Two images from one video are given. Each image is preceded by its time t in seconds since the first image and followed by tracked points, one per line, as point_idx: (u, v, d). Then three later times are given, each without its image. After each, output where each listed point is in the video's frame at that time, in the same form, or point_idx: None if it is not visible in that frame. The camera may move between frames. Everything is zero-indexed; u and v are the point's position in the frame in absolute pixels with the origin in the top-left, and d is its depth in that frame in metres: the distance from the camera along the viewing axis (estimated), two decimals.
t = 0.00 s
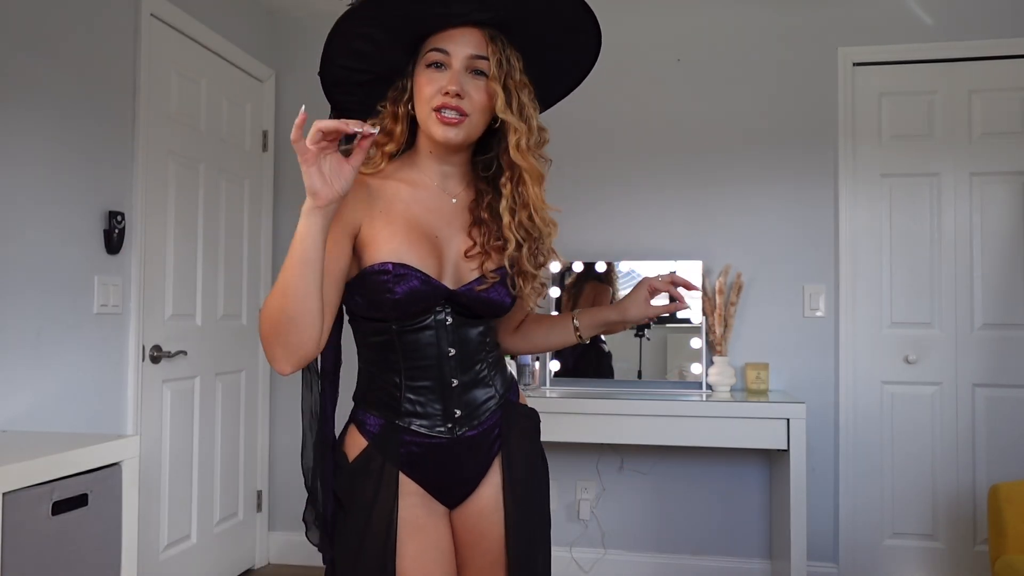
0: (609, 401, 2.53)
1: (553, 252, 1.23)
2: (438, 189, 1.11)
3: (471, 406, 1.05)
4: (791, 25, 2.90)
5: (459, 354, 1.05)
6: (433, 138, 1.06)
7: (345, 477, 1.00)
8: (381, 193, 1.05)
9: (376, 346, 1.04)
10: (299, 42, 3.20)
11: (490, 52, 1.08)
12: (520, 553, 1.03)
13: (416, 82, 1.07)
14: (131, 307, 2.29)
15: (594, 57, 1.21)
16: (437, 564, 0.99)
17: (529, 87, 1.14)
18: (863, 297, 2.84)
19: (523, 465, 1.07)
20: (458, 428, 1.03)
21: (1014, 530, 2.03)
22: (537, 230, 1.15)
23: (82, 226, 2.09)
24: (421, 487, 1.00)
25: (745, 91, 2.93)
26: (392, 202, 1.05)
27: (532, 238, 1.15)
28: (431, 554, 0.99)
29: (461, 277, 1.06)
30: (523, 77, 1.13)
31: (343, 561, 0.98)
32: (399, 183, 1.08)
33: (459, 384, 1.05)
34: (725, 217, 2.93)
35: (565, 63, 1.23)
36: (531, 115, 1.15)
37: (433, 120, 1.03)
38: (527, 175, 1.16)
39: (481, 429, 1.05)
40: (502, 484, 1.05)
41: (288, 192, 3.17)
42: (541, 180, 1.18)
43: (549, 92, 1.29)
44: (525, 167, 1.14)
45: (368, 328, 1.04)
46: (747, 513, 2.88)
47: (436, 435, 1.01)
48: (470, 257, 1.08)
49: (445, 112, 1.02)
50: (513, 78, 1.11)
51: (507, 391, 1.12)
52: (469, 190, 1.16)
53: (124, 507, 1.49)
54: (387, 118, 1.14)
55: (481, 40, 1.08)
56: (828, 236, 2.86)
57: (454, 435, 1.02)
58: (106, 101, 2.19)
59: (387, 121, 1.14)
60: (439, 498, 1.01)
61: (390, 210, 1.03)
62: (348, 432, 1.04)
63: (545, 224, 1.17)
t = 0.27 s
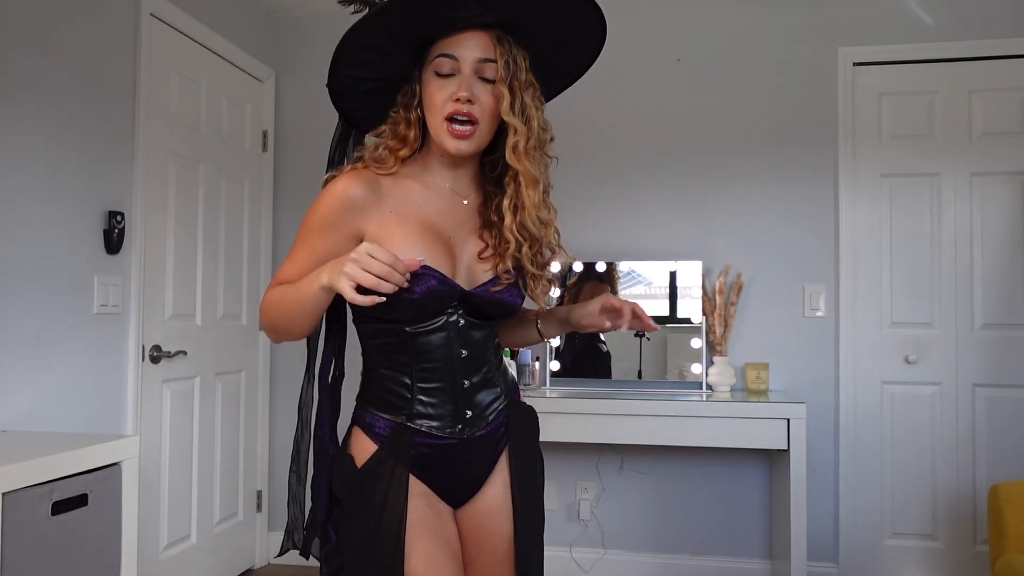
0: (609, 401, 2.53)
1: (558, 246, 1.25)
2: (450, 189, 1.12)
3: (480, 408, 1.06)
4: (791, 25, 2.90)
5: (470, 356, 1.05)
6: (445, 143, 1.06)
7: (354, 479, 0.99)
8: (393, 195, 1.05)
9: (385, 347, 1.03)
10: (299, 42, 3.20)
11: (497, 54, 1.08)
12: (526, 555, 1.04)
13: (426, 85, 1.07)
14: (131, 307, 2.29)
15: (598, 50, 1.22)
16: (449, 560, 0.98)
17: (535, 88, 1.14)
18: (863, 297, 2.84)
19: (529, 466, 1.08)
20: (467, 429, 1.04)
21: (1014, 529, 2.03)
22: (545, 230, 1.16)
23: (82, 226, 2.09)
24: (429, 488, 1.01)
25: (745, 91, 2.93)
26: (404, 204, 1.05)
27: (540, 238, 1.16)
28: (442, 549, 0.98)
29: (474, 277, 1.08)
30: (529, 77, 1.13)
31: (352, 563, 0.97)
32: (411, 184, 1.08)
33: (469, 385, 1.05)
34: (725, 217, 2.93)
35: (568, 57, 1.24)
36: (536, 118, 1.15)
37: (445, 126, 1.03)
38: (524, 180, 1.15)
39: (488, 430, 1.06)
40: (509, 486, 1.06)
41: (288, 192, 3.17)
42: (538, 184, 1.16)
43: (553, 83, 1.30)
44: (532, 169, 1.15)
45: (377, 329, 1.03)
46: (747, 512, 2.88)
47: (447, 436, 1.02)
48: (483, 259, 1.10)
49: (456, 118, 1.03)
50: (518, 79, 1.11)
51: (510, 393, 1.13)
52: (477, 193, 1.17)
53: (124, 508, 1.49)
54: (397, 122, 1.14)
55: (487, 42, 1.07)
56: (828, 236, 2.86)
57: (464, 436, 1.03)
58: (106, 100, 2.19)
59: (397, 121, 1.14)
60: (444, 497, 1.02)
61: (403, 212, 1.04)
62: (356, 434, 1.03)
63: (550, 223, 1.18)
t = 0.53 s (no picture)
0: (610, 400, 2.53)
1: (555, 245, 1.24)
2: (444, 186, 1.12)
3: (472, 401, 1.05)
4: (791, 25, 2.91)
5: (461, 348, 1.06)
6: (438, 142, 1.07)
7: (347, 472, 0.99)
8: (384, 189, 1.07)
9: (377, 340, 1.04)
10: (299, 41, 3.20)
11: (494, 57, 1.08)
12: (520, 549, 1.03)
13: (420, 84, 1.08)
14: (131, 307, 2.28)
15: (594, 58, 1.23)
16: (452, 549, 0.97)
17: (531, 90, 1.14)
18: (863, 297, 2.84)
19: (523, 461, 1.07)
20: (459, 423, 1.03)
21: (1014, 529, 2.03)
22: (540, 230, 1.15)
23: (82, 226, 2.09)
24: (422, 482, 1.00)
25: (745, 91, 2.93)
26: (396, 198, 1.07)
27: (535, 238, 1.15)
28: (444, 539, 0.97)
29: (465, 270, 1.07)
30: (525, 79, 1.13)
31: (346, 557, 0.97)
32: (404, 179, 1.10)
33: (461, 378, 1.05)
34: (725, 216, 2.93)
35: (563, 62, 1.25)
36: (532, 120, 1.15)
37: (438, 127, 1.04)
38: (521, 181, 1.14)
39: (481, 423, 1.05)
40: (501, 480, 1.06)
41: (288, 192, 3.17)
42: (536, 186, 1.15)
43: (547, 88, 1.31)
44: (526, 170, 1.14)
45: (369, 320, 1.04)
46: (747, 512, 2.88)
47: (438, 428, 1.01)
48: (475, 251, 1.09)
49: (450, 120, 1.03)
50: (514, 82, 1.11)
51: (506, 388, 1.12)
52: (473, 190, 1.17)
53: (124, 508, 1.49)
54: (393, 120, 1.14)
55: (484, 45, 1.07)
56: (828, 235, 2.86)
57: (455, 430, 1.02)
58: (106, 100, 2.19)
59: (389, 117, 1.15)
60: (441, 494, 1.02)
61: (394, 205, 1.06)
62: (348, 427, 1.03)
63: (548, 223, 1.17)
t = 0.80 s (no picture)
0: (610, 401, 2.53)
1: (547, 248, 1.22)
2: (431, 186, 1.13)
3: (461, 397, 1.05)
4: (791, 25, 2.90)
5: (448, 346, 1.06)
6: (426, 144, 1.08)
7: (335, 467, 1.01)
8: (373, 188, 1.09)
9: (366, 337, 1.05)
10: (299, 41, 3.20)
11: (481, 61, 1.08)
12: (509, 547, 1.02)
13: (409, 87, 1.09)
14: (130, 307, 2.29)
15: (585, 62, 1.24)
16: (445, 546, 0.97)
17: (520, 93, 1.14)
18: (863, 297, 2.84)
19: (514, 461, 1.06)
20: (445, 420, 1.03)
21: (1013, 529, 2.03)
22: (529, 233, 1.13)
23: (82, 226, 2.09)
24: (411, 478, 1.01)
25: (745, 91, 2.93)
26: (383, 195, 1.08)
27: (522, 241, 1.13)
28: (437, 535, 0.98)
29: (448, 265, 1.07)
30: (513, 83, 1.12)
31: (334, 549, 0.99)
32: (392, 179, 1.11)
33: (447, 375, 1.05)
34: (725, 216, 2.93)
35: (554, 66, 1.25)
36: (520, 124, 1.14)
37: (427, 129, 1.05)
38: (507, 185, 1.12)
39: (468, 420, 1.05)
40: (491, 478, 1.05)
41: (288, 192, 3.17)
42: (523, 188, 1.14)
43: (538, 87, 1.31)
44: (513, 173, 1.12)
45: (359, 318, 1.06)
46: (747, 512, 2.88)
47: (423, 425, 1.02)
48: (455, 246, 1.09)
49: (436, 122, 1.04)
50: (501, 85, 1.10)
51: (501, 386, 1.12)
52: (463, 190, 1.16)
53: (124, 508, 1.49)
54: (382, 121, 1.14)
55: (472, 49, 1.08)
56: (828, 235, 2.86)
57: (441, 426, 1.03)
58: (106, 100, 2.19)
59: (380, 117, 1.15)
60: (431, 491, 1.03)
61: (380, 203, 1.07)
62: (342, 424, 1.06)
63: (535, 224, 1.14)
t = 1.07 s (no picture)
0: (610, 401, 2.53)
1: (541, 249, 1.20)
2: (421, 188, 1.12)
3: (455, 394, 1.05)
4: (791, 25, 2.90)
5: (441, 343, 1.06)
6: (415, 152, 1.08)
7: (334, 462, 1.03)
8: (364, 192, 1.09)
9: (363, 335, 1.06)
10: (298, 41, 3.19)
11: (468, 69, 1.08)
12: (505, 544, 1.02)
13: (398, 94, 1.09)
14: (130, 307, 2.28)
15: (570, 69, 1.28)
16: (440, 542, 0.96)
17: (507, 100, 1.14)
18: (863, 297, 2.84)
19: (510, 460, 1.05)
20: (437, 416, 1.03)
21: (1013, 529, 2.03)
22: (518, 236, 1.11)
23: (82, 226, 2.09)
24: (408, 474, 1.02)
25: (744, 91, 2.93)
26: (373, 198, 1.09)
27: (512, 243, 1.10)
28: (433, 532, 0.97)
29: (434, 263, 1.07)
30: (499, 88, 1.12)
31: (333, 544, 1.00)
32: (382, 182, 1.11)
33: (439, 371, 1.05)
34: (725, 216, 2.93)
35: (542, 70, 1.29)
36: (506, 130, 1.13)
37: (414, 137, 1.05)
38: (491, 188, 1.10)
39: (461, 416, 1.05)
40: (487, 475, 1.05)
41: (289, 192, 3.17)
42: (509, 192, 1.11)
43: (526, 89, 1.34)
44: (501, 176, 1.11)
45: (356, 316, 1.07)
46: (747, 512, 2.88)
47: (417, 420, 1.02)
48: (440, 244, 1.08)
49: (423, 131, 1.04)
50: (486, 92, 1.10)
51: (498, 383, 1.12)
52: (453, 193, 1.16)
53: (124, 508, 1.49)
54: (373, 127, 1.14)
55: (459, 56, 1.08)
56: (828, 235, 2.86)
57: (434, 422, 1.03)
58: (106, 100, 2.19)
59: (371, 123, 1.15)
60: (429, 488, 1.03)
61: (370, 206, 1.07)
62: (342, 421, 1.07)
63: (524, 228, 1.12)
